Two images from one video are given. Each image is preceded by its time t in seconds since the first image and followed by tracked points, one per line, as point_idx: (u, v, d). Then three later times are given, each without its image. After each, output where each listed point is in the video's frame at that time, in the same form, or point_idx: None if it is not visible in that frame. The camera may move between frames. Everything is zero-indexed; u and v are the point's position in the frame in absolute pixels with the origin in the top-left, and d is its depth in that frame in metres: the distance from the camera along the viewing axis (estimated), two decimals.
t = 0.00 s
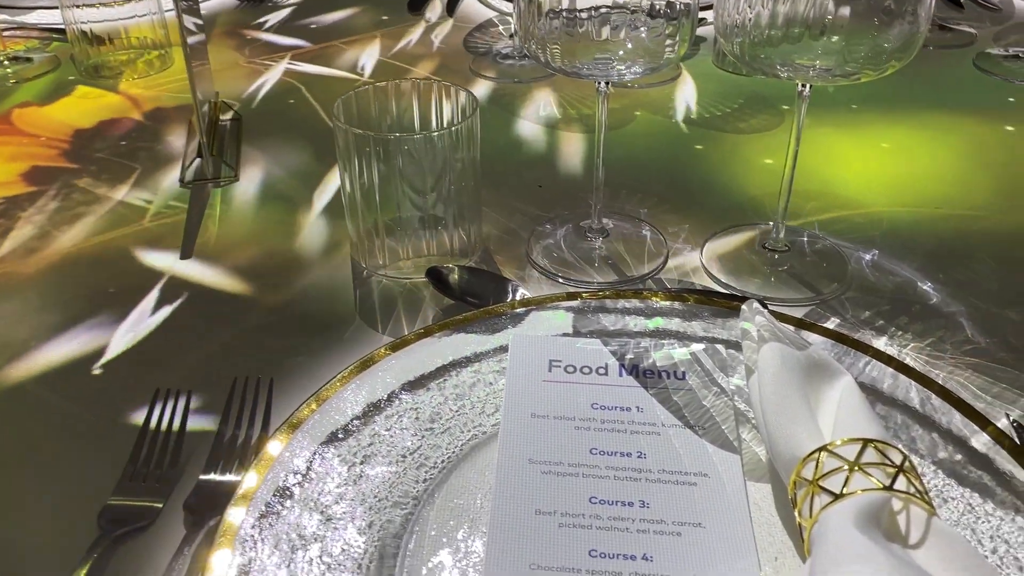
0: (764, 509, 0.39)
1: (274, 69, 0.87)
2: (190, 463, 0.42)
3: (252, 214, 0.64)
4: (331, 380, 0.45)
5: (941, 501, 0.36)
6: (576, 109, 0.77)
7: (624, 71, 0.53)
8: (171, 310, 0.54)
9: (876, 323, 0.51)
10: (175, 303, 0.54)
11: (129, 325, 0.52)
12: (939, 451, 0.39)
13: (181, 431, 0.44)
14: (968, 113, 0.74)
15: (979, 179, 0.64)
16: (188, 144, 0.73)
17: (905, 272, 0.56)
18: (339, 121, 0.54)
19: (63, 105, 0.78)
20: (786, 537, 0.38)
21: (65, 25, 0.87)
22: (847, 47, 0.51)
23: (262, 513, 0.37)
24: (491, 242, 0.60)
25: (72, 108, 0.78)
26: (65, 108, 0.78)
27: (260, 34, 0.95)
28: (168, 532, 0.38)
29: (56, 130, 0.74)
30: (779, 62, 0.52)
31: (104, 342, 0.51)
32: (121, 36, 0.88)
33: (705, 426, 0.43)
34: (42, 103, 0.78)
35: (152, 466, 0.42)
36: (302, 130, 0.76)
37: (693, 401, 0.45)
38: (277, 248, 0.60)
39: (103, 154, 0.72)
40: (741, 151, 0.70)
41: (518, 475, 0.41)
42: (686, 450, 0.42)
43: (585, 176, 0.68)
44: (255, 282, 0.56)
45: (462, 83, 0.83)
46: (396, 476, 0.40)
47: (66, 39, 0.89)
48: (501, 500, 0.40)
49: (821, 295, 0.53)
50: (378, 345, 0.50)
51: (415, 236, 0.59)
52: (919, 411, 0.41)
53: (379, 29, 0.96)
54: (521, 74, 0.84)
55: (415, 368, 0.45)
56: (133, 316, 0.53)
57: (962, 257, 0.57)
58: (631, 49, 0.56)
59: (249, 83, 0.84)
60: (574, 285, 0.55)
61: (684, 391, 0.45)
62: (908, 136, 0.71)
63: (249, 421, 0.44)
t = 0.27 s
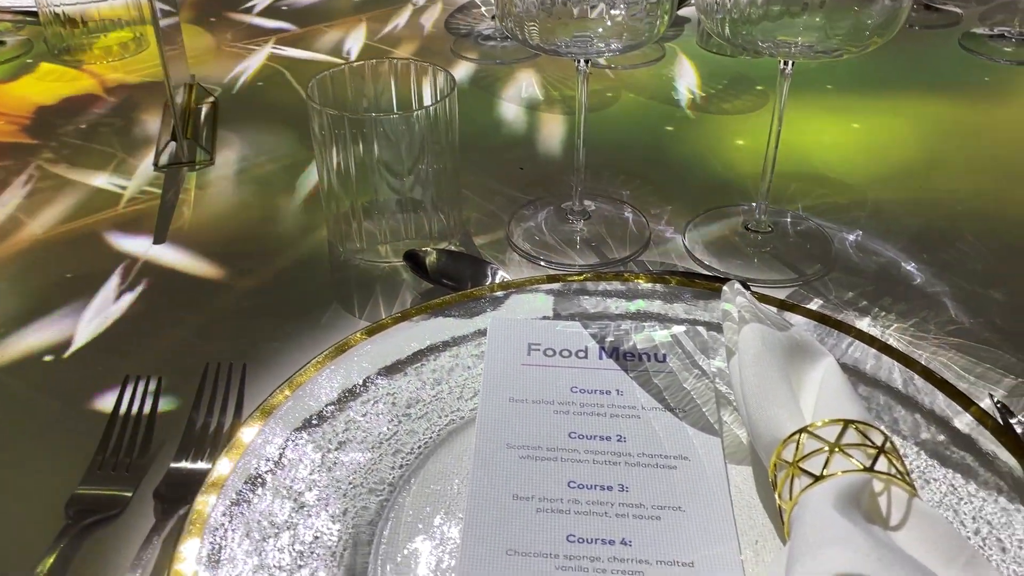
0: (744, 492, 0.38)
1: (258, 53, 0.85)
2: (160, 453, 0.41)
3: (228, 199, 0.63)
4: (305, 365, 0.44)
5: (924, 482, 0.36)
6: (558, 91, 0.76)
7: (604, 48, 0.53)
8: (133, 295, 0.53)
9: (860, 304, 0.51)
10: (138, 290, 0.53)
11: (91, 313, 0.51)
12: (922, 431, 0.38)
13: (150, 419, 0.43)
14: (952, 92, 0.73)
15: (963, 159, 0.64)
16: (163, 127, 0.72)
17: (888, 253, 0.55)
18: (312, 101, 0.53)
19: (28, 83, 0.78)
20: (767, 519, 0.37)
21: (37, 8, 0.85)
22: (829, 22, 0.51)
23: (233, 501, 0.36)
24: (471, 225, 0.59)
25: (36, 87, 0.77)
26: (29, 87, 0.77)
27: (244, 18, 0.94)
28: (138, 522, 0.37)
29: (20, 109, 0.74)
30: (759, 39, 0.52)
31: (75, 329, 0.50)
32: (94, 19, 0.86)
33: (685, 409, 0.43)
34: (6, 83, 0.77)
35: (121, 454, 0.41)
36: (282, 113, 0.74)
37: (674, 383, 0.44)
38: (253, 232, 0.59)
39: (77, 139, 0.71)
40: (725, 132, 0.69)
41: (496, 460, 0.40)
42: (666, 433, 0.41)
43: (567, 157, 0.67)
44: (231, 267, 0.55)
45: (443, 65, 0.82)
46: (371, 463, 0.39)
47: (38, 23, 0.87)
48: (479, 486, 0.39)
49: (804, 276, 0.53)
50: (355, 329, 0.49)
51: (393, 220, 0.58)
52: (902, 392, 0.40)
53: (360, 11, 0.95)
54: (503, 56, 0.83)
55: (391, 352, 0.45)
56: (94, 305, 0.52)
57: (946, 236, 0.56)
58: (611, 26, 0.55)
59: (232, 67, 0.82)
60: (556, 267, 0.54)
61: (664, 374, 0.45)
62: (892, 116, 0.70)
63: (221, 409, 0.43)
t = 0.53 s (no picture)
0: (723, 474, 0.38)
1: (251, 39, 0.84)
2: (126, 441, 0.40)
3: (202, 183, 0.62)
4: (278, 350, 0.43)
5: (904, 463, 0.35)
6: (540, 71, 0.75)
7: (582, 24, 0.52)
8: (105, 279, 0.52)
9: (842, 285, 0.50)
10: (111, 275, 0.52)
11: (63, 299, 0.50)
12: (903, 412, 0.37)
13: (117, 406, 0.42)
14: (936, 71, 0.73)
15: (948, 138, 0.63)
16: (137, 110, 0.71)
17: (872, 233, 0.55)
18: (284, 81, 0.52)
19: None
20: (746, 501, 0.37)
21: None
22: None
23: (202, 488, 0.35)
24: (450, 207, 0.59)
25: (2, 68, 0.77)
26: None
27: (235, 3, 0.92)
28: (106, 510, 0.37)
29: None
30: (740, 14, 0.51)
31: (45, 316, 0.49)
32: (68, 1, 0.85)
33: (664, 391, 0.42)
34: None
35: (87, 442, 0.40)
36: (260, 96, 0.73)
37: (652, 365, 0.44)
38: (227, 216, 0.58)
39: (51, 123, 0.69)
40: (707, 111, 0.68)
41: (472, 444, 0.40)
42: (644, 416, 0.41)
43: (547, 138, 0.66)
44: (205, 252, 0.54)
45: (423, 46, 0.80)
46: (344, 449, 0.38)
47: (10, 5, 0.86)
48: (454, 471, 0.38)
49: (786, 257, 0.52)
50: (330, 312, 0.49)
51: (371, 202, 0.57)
52: (884, 372, 0.40)
53: None
54: (485, 36, 0.82)
55: (366, 336, 0.44)
56: (65, 290, 0.51)
57: (930, 216, 0.56)
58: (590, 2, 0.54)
59: (224, 53, 0.81)
60: (536, 250, 0.54)
61: (643, 356, 0.44)
62: (876, 95, 0.69)
63: (191, 395, 0.42)
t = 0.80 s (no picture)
0: (709, 457, 0.37)
1: (234, 18, 0.82)
2: (99, 427, 0.39)
3: (179, 165, 0.61)
4: (255, 333, 0.42)
5: (893, 444, 0.35)
6: (525, 49, 0.74)
7: None
8: (93, 267, 0.51)
9: (831, 265, 0.50)
10: (97, 261, 0.51)
11: (49, 283, 0.49)
12: (892, 393, 0.37)
13: (89, 391, 0.41)
14: (928, 48, 0.72)
15: (938, 116, 0.62)
16: (113, 90, 0.70)
17: (861, 212, 0.54)
18: (260, 58, 0.51)
19: None
20: (732, 484, 0.36)
21: None
22: None
23: (175, 475, 0.34)
24: (433, 187, 0.58)
25: None
26: None
27: None
28: (78, 499, 0.36)
29: None
30: None
31: (18, 302, 0.48)
32: None
33: (649, 372, 0.41)
34: None
35: (58, 429, 0.39)
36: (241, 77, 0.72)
37: (638, 347, 0.43)
38: (205, 199, 0.57)
39: (26, 106, 0.68)
40: (695, 89, 0.67)
41: (453, 429, 0.39)
42: (629, 398, 0.40)
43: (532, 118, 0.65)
44: (183, 236, 0.53)
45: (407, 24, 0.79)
46: (322, 434, 0.38)
47: None
48: (435, 456, 0.37)
49: (774, 236, 0.51)
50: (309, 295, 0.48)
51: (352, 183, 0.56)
52: (873, 353, 0.39)
53: None
54: (470, 14, 0.81)
55: (345, 319, 0.43)
56: (54, 274, 0.50)
57: (920, 195, 0.55)
58: None
59: (207, 33, 0.79)
60: (521, 231, 0.53)
61: (628, 338, 0.43)
62: (867, 73, 0.68)
63: (164, 380, 0.41)
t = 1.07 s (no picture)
0: (699, 441, 0.37)
1: None
2: (75, 414, 0.39)
3: (161, 147, 0.59)
4: (236, 317, 0.41)
5: (885, 427, 0.34)
6: (514, 29, 0.73)
7: None
8: (71, 253, 0.50)
9: (823, 246, 0.49)
10: (76, 248, 0.50)
11: (25, 273, 0.48)
12: (884, 375, 0.36)
13: (66, 377, 0.40)
14: (921, 26, 0.71)
15: (932, 95, 0.61)
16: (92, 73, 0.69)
17: (854, 192, 0.53)
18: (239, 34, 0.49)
19: None
20: (722, 468, 0.35)
21: None
22: None
23: (152, 462, 0.33)
24: (419, 169, 0.57)
25: None
26: None
27: None
28: (54, 486, 0.35)
29: None
30: None
31: None
32: None
33: (638, 355, 0.41)
34: None
35: (34, 416, 0.38)
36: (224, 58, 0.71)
37: (627, 330, 0.42)
38: (186, 182, 0.56)
39: (5, 88, 0.66)
40: (686, 69, 0.66)
41: (438, 414, 0.38)
42: (618, 381, 0.39)
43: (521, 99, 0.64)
44: (165, 220, 0.52)
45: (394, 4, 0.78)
46: (305, 419, 0.37)
47: None
48: (420, 442, 0.37)
49: (766, 218, 0.51)
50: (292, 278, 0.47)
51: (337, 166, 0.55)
52: (865, 334, 0.38)
53: None
54: None
55: (328, 303, 0.42)
56: (29, 264, 0.49)
57: (913, 175, 0.54)
58: None
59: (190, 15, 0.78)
60: (511, 213, 0.52)
61: (617, 320, 0.43)
62: (859, 52, 0.67)
63: (142, 365, 0.41)
